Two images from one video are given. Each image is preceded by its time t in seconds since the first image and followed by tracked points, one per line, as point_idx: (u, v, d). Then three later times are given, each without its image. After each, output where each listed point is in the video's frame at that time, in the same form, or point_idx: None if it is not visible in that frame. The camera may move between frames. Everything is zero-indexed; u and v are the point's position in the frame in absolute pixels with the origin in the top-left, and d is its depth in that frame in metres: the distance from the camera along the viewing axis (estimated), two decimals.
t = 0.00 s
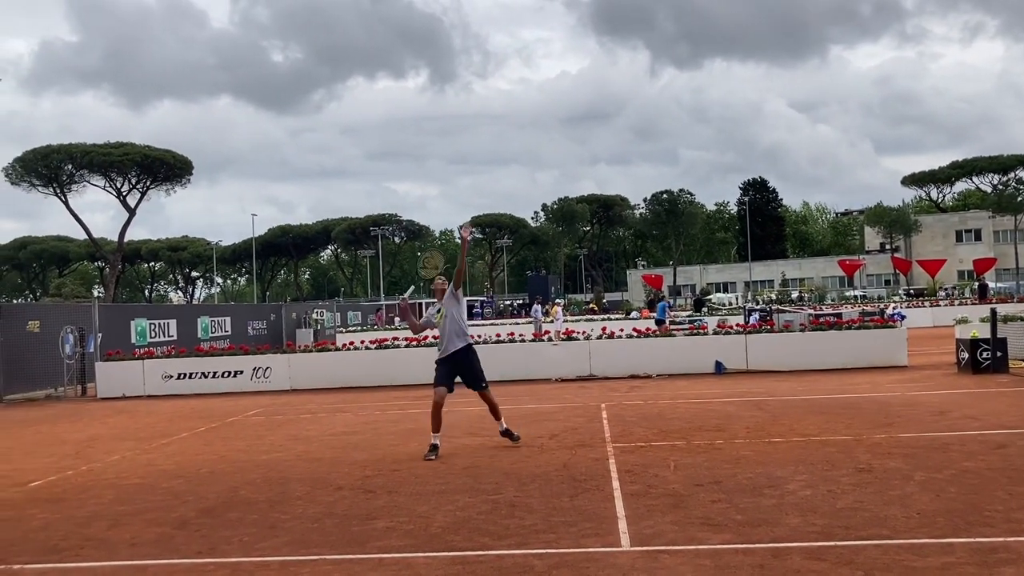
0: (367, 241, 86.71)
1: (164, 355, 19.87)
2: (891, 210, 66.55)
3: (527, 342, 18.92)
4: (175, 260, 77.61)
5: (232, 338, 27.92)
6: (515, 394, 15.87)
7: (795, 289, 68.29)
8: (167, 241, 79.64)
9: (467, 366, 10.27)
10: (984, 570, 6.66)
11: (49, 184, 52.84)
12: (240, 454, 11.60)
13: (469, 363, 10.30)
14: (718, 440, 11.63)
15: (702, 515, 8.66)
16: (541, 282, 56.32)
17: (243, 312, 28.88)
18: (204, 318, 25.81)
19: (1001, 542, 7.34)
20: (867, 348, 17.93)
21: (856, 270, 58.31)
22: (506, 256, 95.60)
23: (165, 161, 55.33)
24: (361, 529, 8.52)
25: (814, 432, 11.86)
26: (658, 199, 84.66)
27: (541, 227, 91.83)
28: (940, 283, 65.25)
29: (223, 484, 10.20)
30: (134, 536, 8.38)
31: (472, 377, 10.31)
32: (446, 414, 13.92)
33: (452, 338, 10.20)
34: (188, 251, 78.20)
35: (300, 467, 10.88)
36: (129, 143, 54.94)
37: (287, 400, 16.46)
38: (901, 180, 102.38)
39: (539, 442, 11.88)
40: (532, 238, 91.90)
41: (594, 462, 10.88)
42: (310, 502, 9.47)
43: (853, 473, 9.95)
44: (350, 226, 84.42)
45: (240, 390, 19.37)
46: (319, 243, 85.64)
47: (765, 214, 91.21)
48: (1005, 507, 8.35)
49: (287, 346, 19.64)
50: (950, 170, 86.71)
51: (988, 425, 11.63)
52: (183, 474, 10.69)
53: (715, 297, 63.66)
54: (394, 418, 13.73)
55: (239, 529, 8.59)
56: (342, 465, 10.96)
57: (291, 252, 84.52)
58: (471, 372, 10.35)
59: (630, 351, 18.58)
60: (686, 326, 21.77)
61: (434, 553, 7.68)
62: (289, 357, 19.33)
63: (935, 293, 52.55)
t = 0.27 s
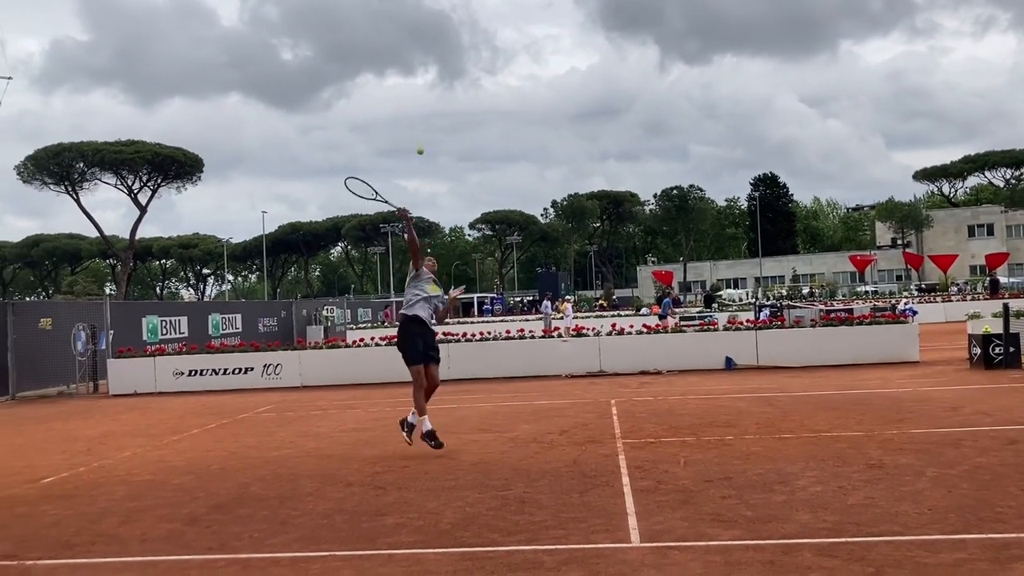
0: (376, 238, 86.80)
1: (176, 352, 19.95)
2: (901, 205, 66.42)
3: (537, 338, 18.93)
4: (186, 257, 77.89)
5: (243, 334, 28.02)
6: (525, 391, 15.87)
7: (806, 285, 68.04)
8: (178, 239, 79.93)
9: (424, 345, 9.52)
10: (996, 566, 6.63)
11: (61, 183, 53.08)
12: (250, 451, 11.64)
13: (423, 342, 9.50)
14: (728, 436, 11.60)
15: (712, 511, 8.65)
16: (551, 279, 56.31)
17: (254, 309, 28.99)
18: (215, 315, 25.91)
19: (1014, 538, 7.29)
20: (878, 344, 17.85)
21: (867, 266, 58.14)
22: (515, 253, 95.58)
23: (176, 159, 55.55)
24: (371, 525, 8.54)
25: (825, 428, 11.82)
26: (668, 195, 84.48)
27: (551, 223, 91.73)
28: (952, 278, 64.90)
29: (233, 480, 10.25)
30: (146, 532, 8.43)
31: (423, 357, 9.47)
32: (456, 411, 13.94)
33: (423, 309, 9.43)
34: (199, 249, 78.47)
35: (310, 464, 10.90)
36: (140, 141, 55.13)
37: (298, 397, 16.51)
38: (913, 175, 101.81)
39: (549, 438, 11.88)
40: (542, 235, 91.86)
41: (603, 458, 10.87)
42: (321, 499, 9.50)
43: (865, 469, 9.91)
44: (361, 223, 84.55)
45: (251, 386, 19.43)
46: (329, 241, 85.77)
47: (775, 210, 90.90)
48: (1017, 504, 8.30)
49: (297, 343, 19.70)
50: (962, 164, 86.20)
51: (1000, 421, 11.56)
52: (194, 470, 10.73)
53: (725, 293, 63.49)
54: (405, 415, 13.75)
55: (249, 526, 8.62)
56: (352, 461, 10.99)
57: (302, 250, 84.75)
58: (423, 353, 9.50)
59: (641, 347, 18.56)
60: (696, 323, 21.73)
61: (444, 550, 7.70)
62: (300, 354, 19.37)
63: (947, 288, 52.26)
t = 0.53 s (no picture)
0: (389, 234, 86.88)
1: (190, 347, 20.06)
2: (916, 200, 66.81)
3: (549, 334, 18.94)
4: (200, 253, 78.20)
5: (257, 330, 28.15)
6: (538, 387, 15.87)
7: (820, 280, 67.70)
8: (191, 235, 80.35)
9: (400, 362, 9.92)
10: (1014, 562, 6.59)
11: (76, 179, 53.39)
12: (264, 446, 11.69)
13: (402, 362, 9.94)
14: (742, 432, 11.57)
15: (726, 506, 8.63)
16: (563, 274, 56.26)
17: (267, 305, 29.11)
18: (229, 311, 26.03)
19: None
20: (893, 339, 17.75)
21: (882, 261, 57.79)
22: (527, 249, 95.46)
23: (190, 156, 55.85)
24: (385, 520, 8.55)
25: (840, 423, 11.77)
26: (681, 190, 84.26)
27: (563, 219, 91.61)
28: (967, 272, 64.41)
29: (248, 475, 10.29)
30: (161, 527, 8.48)
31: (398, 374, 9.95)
32: (469, 406, 13.96)
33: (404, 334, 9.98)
34: (212, 245, 78.78)
35: (324, 459, 10.93)
36: (154, 137, 55.42)
37: (311, 392, 16.57)
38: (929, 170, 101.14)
39: (562, 434, 11.89)
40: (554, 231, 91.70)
41: (616, 454, 10.87)
42: (335, 493, 9.53)
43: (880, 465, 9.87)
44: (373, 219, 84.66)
45: (265, 382, 19.51)
46: (341, 237, 85.89)
47: (789, 205, 90.51)
48: None
49: (310, 338, 19.77)
50: (977, 158, 85.55)
51: (1017, 417, 11.48)
52: (209, 465, 10.79)
53: (739, 288, 63.25)
54: (418, 410, 13.78)
55: (265, 521, 8.66)
56: (365, 456, 11.02)
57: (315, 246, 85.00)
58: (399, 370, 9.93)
59: (654, 343, 18.53)
60: (709, 318, 21.67)
61: (458, 544, 7.71)
62: (313, 350, 19.44)
63: (962, 284, 51.90)
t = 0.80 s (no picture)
0: (404, 229, 87.02)
1: (209, 341, 20.21)
2: (933, 194, 66.71)
3: (565, 329, 18.96)
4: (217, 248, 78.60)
5: (275, 325, 28.33)
6: (556, 381, 15.91)
7: (836, 275, 67.35)
8: (208, 230, 80.79)
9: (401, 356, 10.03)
10: None
11: (94, 175, 53.67)
12: (283, 439, 11.77)
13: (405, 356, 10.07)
14: (760, 427, 11.56)
15: (743, 501, 8.64)
16: (579, 269, 56.21)
17: (285, 300, 29.27)
18: (247, 305, 26.20)
19: None
20: (911, 334, 17.69)
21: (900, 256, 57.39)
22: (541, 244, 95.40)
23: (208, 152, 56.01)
24: (404, 513, 8.61)
25: (858, 418, 11.74)
26: (697, 184, 84.04)
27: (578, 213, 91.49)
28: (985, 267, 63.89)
29: (267, 469, 10.38)
30: (182, 519, 8.57)
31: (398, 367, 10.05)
32: (486, 400, 14.00)
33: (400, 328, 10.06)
34: (230, 241, 79.14)
35: (342, 453, 10.99)
36: (173, 133, 55.56)
37: (329, 386, 16.68)
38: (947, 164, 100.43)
39: (579, 428, 11.92)
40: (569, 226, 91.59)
41: (634, 448, 10.88)
42: (354, 486, 9.60)
43: (898, 459, 9.84)
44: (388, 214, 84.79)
45: (283, 376, 19.64)
46: (358, 232, 86.06)
47: (806, 199, 90.12)
48: None
49: (328, 333, 19.88)
50: (997, 152, 84.85)
51: None
52: (229, 458, 10.88)
53: (755, 283, 63.05)
54: (435, 404, 13.84)
55: (285, 513, 8.73)
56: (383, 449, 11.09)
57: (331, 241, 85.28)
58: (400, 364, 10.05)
59: (670, 338, 18.52)
60: (726, 313, 21.65)
61: (477, 537, 7.76)
62: (331, 344, 19.55)
63: (981, 278, 51.56)
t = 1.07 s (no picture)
0: (419, 225, 87.07)
1: (225, 336, 20.25)
2: (952, 189, 66.02)
3: (580, 324, 18.91)
4: (232, 244, 78.92)
5: (290, 320, 28.40)
6: (570, 376, 15.86)
7: (853, 271, 66.92)
8: (223, 225, 81.11)
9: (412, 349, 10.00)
10: None
11: (110, 170, 54.10)
12: (298, 434, 11.78)
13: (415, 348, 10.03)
14: (776, 423, 11.49)
15: (761, 497, 8.57)
16: (593, 264, 56.10)
17: (300, 295, 29.34)
18: (262, 300, 26.26)
19: None
20: (930, 330, 17.56)
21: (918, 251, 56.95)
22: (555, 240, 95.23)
23: (222, 147, 56.22)
24: (419, 508, 8.59)
25: (876, 415, 11.63)
26: (713, 178, 83.82)
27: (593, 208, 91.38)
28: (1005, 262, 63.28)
29: (283, 463, 10.38)
30: (198, 513, 8.58)
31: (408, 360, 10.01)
32: (501, 395, 13.97)
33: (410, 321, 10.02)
34: (245, 236, 79.47)
35: (357, 448, 10.99)
36: (188, 128, 55.74)
37: (343, 381, 16.70)
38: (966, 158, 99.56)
39: (594, 424, 11.87)
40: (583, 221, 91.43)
41: (649, 444, 10.82)
42: (369, 481, 9.58)
43: (917, 456, 9.74)
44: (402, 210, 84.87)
45: (298, 371, 19.65)
46: (372, 227, 86.18)
47: (822, 194, 89.60)
48: None
49: (343, 328, 19.89)
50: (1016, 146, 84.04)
51: None
52: (244, 453, 10.89)
53: (772, 278, 62.78)
54: (450, 399, 13.81)
55: (300, 507, 8.73)
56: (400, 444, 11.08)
57: (345, 236, 85.43)
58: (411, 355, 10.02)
59: (685, 334, 18.43)
60: (741, 309, 21.54)
61: (492, 533, 7.73)
62: (346, 339, 19.56)
63: (1001, 273, 51.08)
